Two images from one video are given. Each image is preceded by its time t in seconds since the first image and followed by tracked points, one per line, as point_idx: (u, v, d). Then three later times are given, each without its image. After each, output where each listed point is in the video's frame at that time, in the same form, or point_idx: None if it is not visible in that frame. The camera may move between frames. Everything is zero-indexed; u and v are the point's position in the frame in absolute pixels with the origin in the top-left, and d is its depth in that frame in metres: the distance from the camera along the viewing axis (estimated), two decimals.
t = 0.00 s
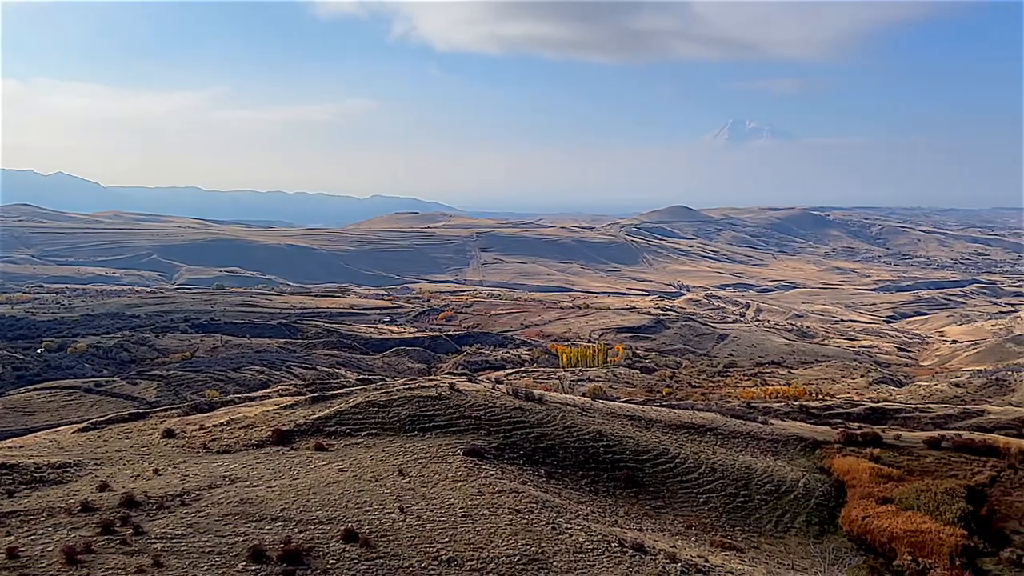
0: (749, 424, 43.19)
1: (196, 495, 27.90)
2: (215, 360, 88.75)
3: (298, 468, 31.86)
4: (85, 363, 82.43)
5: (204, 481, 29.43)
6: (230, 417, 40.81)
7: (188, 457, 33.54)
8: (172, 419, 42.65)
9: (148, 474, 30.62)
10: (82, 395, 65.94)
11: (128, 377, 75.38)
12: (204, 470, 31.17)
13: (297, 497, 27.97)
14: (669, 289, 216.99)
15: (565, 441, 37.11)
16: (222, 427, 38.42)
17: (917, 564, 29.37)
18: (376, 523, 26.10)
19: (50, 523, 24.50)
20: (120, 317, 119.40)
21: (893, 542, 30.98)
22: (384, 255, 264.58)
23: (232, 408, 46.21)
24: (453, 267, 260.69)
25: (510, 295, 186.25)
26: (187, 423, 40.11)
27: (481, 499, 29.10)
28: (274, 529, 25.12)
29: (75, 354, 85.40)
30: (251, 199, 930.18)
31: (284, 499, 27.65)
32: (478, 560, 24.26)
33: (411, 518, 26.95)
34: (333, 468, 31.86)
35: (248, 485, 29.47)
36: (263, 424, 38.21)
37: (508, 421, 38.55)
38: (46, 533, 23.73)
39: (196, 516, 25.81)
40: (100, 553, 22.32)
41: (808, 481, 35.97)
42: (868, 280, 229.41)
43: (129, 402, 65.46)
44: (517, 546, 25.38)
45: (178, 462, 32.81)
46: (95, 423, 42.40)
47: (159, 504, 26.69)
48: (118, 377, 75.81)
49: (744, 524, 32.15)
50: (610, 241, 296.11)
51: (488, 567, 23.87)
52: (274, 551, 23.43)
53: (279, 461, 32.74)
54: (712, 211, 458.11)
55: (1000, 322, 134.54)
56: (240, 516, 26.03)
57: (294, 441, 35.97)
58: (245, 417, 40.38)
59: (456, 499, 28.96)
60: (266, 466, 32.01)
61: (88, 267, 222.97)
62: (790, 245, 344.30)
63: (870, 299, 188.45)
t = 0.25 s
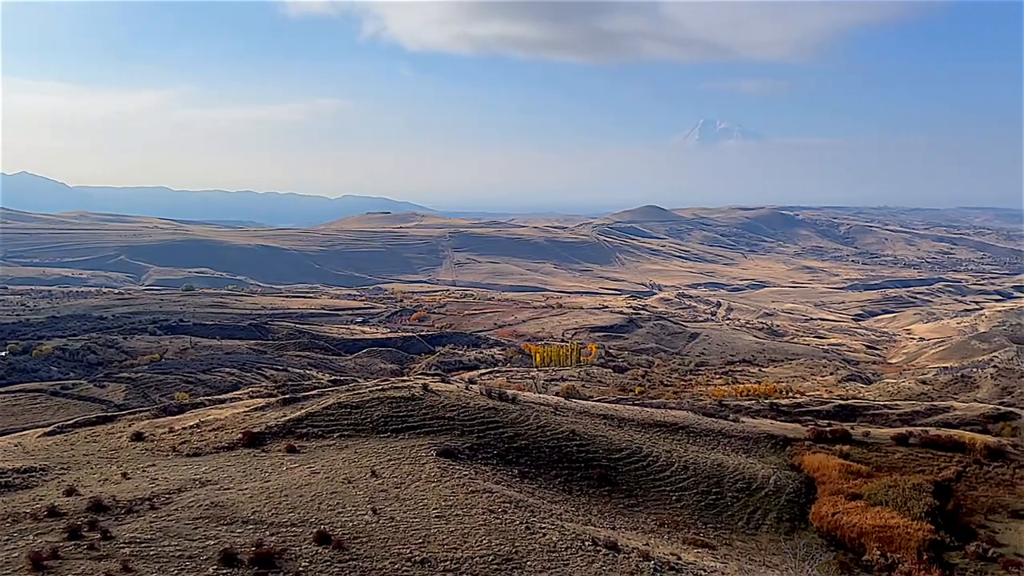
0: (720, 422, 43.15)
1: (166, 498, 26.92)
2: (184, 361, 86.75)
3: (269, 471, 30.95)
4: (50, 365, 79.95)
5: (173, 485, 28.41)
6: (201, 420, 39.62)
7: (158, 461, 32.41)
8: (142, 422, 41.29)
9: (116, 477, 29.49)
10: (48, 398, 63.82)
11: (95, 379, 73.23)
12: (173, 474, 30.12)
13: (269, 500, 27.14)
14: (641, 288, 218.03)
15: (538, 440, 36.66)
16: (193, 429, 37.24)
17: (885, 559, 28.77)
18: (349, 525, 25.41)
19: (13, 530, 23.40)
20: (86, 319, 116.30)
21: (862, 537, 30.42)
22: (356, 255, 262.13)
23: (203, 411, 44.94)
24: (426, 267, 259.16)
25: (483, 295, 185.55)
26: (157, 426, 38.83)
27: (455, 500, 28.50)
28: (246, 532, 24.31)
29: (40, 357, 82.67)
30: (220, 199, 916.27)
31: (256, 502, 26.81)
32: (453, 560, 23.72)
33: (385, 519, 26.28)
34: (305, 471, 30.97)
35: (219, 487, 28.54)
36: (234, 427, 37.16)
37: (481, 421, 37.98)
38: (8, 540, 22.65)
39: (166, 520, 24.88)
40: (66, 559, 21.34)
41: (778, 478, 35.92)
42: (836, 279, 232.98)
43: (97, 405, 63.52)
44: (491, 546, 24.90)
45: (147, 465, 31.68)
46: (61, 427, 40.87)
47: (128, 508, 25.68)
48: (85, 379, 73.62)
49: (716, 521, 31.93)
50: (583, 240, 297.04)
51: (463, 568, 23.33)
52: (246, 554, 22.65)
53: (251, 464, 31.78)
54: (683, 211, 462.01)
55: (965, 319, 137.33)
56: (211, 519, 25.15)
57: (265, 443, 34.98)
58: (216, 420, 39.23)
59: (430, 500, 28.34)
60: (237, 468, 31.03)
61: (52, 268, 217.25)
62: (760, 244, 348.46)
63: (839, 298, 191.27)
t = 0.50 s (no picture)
0: (691, 420, 43.01)
1: (135, 502, 25.93)
2: (153, 363, 84.62)
3: (239, 473, 30.03)
4: (13, 369, 77.38)
5: (142, 489, 27.39)
6: (169, 423, 38.38)
7: (125, 464, 31.25)
8: (109, 425, 39.89)
9: (83, 482, 28.36)
10: (10, 402, 61.56)
11: (60, 382, 70.96)
12: (142, 477, 29.07)
13: (239, 503, 26.29)
14: (612, 288, 218.82)
15: (511, 440, 36.18)
16: (162, 433, 36.04)
17: (854, 554, 28.74)
18: (321, 527, 24.72)
19: None
20: (50, 321, 112.99)
21: (831, 532, 30.41)
22: (327, 255, 259.27)
23: (173, 414, 43.57)
24: (397, 267, 257.24)
25: (455, 295, 184.62)
26: (125, 429, 37.53)
27: (428, 501, 27.89)
28: (215, 536, 23.48)
29: (2, 360, 79.93)
30: (187, 199, 900.84)
31: (225, 506, 25.95)
32: (427, 561, 23.16)
33: (357, 521, 25.61)
34: (276, 473, 30.09)
35: (188, 490, 27.61)
36: (204, 430, 36.04)
37: (454, 422, 37.38)
38: None
39: (136, 524, 23.95)
40: (32, 564, 20.40)
41: (749, 475, 35.73)
42: (805, 278, 236.25)
43: (62, 409, 61.50)
44: (463, 547, 24.38)
45: (115, 469, 30.54)
46: (25, 431, 39.23)
47: (95, 512, 24.69)
48: (49, 383, 71.28)
49: (687, 518, 31.71)
50: (555, 240, 297.52)
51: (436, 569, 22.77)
52: (217, 558, 21.85)
53: (220, 467, 30.82)
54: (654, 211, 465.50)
55: (930, 317, 139.92)
56: (181, 523, 24.27)
57: (235, 445, 33.98)
58: (185, 423, 38.04)
59: (403, 501, 27.69)
60: (207, 471, 30.06)
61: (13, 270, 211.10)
62: (730, 243, 352.35)
63: (808, 297, 193.83)
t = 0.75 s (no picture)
0: (662, 418, 42.84)
1: (101, 507, 24.91)
2: (119, 366, 82.31)
3: (208, 476, 29.09)
4: None
5: (108, 493, 26.35)
6: (136, 426, 37.07)
7: (91, 469, 30.04)
8: (74, 429, 38.39)
9: (47, 487, 27.17)
10: None
11: (22, 386, 68.49)
12: (107, 481, 27.95)
13: (209, 506, 25.47)
14: (584, 287, 219.35)
15: (484, 440, 35.67)
16: (129, 435, 34.78)
17: (822, 549, 28.65)
18: (292, 530, 24.05)
19: None
20: (10, 324, 109.40)
21: (801, 528, 30.30)
22: (296, 255, 255.96)
23: (140, 416, 42.08)
24: (368, 268, 254.94)
25: (426, 295, 183.37)
26: (90, 433, 36.10)
27: (400, 502, 27.27)
28: (184, 541, 22.68)
29: None
30: (153, 199, 883.46)
31: (195, 509, 25.11)
32: (399, 563, 22.60)
33: (329, 523, 24.93)
34: (246, 476, 29.19)
35: (156, 494, 26.65)
36: (171, 433, 34.87)
37: (426, 422, 36.71)
38: None
39: (103, 529, 23.02)
40: None
41: (719, 472, 35.54)
42: (773, 276, 239.29)
43: (23, 413, 59.39)
44: (436, 547, 23.84)
45: (80, 474, 29.34)
46: None
47: (60, 518, 23.70)
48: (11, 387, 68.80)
49: (659, 516, 31.48)
50: (527, 240, 297.60)
51: (409, 571, 22.22)
52: (186, 564, 21.07)
53: (189, 470, 29.80)
54: (625, 211, 468.36)
55: (895, 314, 142.40)
56: (149, 527, 23.43)
57: (204, 448, 32.90)
58: (152, 425, 36.77)
59: (374, 502, 27.05)
60: (175, 475, 29.05)
61: None
62: (699, 242, 355.78)
63: (776, 295, 196.27)
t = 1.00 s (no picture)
0: (632, 417, 42.65)
1: (65, 512, 23.90)
2: (82, 369, 79.83)
3: (175, 480, 28.11)
4: None
5: (72, 498, 25.30)
6: (101, 430, 35.73)
7: (54, 474, 28.85)
8: (35, 434, 36.86)
9: (7, 494, 26.00)
10: None
11: None
12: (71, 486, 26.84)
13: (177, 510, 24.62)
14: (555, 287, 219.64)
15: (455, 440, 35.11)
16: (94, 439, 33.49)
17: (791, 545, 28.49)
18: (261, 533, 23.34)
19: None
20: None
21: (769, 524, 30.13)
22: (265, 256, 252.21)
23: (106, 420, 40.58)
24: (337, 268, 252.19)
25: (396, 295, 181.89)
26: (52, 438, 34.68)
27: (371, 503, 26.64)
28: (151, 546, 21.85)
29: None
30: (115, 198, 864.39)
31: (162, 513, 24.23)
32: (370, 565, 22.02)
33: (299, 525, 24.25)
34: (214, 479, 28.26)
35: (122, 499, 25.67)
36: (138, 436, 33.65)
37: (397, 423, 35.99)
38: None
39: (67, 535, 22.09)
40: None
41: (689, 469, 35.35)
42: (741, 275, 241.97)
43: None
44: (408, 549, 23.28)
45: (43, 479, 28.12)
46: None
47: (20, 525, 22.68)
48: None
49: (630, 514, 31.25)
50: (498, 239, 297.15)
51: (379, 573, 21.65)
52: (153, 571, 20.32)
53: (155, 474, 28.78)
54: (595, 211, 470.57)
55: (860, 312, 144.78)
56: (115, 532, 22.54)
57: (171, 451, 31.81)
58: (118, 429, 35.46)
59: (345, 504, 26.38)
60: (141, 479, 28.02)
61: None
62: (669, 241, 358.82)
63: (744, 294, 198.37)
